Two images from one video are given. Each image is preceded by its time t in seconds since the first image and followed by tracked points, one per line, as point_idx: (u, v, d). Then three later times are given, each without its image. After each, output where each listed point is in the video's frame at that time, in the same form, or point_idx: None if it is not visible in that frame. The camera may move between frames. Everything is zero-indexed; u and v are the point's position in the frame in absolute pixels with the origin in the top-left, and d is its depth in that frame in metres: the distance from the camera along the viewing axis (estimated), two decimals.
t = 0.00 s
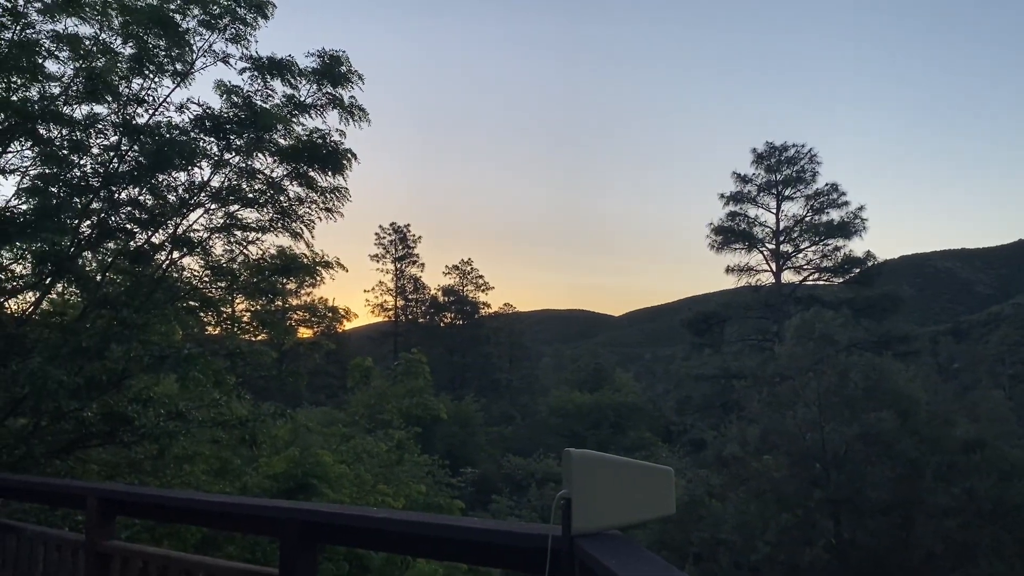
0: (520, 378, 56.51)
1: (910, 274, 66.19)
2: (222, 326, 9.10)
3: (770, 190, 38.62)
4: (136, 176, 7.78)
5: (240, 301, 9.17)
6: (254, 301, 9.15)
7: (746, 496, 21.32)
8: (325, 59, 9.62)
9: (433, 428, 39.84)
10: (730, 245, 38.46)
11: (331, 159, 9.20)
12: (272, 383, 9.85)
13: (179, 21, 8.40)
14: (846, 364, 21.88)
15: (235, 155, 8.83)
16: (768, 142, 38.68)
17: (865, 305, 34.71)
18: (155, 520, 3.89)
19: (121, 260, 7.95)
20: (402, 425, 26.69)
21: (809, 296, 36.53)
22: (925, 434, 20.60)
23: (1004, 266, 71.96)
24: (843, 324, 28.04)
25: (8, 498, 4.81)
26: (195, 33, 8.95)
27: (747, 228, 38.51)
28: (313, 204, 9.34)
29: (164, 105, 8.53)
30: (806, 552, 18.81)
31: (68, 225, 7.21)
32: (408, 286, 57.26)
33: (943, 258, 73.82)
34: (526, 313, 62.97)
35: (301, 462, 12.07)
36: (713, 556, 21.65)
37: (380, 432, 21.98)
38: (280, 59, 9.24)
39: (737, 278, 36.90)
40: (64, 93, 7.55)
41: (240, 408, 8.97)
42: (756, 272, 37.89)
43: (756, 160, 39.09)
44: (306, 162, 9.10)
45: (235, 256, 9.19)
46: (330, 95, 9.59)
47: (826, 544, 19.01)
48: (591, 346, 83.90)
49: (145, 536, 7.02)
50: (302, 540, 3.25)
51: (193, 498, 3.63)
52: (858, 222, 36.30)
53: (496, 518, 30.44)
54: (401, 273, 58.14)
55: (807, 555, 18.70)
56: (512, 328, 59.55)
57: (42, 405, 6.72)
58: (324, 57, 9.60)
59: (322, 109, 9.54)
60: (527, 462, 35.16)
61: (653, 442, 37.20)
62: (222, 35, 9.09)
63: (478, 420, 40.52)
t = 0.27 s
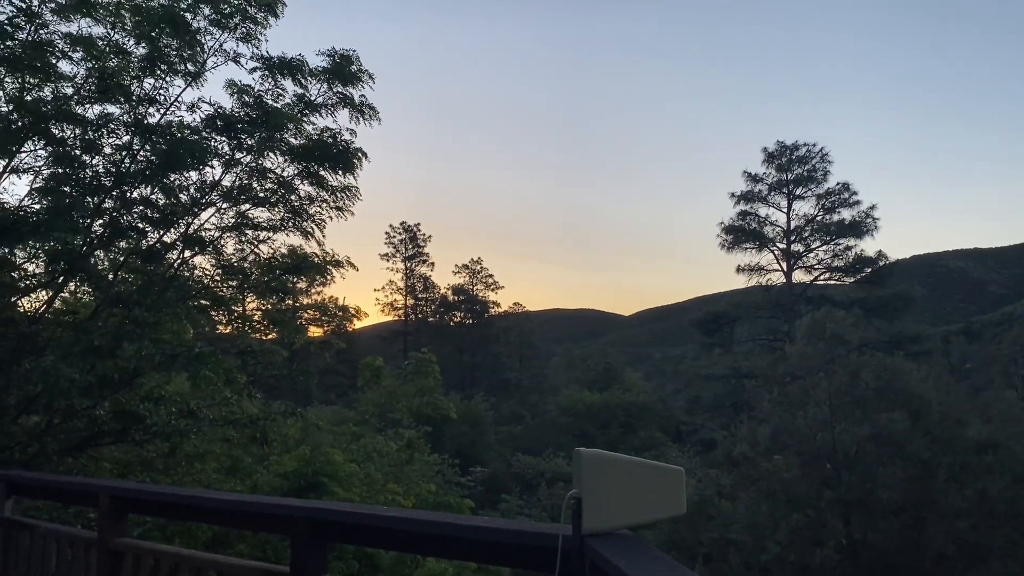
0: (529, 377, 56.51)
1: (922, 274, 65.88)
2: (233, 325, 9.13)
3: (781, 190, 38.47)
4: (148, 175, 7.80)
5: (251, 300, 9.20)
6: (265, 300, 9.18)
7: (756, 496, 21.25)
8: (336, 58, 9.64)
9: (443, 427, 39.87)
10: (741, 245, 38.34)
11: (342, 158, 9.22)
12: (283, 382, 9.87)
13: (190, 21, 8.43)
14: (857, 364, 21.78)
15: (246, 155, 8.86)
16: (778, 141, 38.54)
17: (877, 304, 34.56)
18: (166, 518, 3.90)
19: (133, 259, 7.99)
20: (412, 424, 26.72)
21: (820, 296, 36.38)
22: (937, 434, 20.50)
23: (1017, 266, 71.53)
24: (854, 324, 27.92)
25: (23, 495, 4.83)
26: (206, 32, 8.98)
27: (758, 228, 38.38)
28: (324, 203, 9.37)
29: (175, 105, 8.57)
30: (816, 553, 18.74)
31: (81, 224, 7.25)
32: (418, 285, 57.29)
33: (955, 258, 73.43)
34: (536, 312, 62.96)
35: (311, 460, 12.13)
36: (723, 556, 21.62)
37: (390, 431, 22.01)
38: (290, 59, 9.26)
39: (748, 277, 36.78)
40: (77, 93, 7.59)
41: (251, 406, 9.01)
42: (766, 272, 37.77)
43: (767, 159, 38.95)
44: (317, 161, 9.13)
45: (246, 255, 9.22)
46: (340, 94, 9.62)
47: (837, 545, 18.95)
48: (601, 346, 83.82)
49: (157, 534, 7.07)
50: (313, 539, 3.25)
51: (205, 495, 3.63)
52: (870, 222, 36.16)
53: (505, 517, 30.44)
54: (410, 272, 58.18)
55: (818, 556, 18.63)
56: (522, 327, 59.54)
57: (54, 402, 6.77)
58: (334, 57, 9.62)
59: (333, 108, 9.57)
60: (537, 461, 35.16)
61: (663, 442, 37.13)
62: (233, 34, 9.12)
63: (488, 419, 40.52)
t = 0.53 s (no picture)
0: (537, 376, 56.52)
1: (932, 274, 65.63)
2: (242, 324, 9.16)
3: (790, 188, 38.35)
4: (158, 175, 7.83)
5: (260, 298, 9.23)
6: (274, 298, 9.21)
7: (765, 496, 21.21)
8: (344, 58, 9.66)
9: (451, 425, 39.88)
10: (750, 243, 38.25)
11: (350, 157, 9.24)
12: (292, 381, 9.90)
13: (200, 20, 8.46)
14: (866, 363, 21.74)
15: (255, 154, 8.89)
16: (788, 140, 38.38)
17: (886, 304, 34.44)
18: (176, 516, 3.90)
19: (143, 258, 8.02)
20: (420, 422, 26.73)
21: (830, 295, 36.26)
22: (947, 435, 20.45)
23: None
24: (864, 323, 27.85)
25: (34, 493, 4.85)
26: (215, 31, 9.01)
27: (767, 227, 38.27)
28: (333, 202, 9.39)
29: (184, 104, 8.60)
30: (825, 553, 18.71)
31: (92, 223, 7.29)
32: (426, 284, 57.33)
33: (965, 257, 73.12)
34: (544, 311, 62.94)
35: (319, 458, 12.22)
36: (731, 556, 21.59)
37: (399, 430, 22.02)
38: (299, 58, 9.28)
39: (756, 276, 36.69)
40: (87, 92, 7.62)
41: (260, 404, 9.04)
42: (775, 271, 37.67)
43: (776, 157, 38.83)
44: (325, 160, 9.14)
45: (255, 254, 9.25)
46: (349, 93, 9.63)
47: (846, 545, 18.91)
48: (609, 345, 83.73)
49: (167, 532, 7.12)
50: (322, 537, 3.25)
51: (213, 492, 3.63)
52: (880, 221, 36.01)
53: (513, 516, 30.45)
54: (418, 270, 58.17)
55: (827, 556, 18.58)
56: (530, 326, 59.53)
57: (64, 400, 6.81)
58: (343, 56, 9.63)
59: (341, 107, 9.58)
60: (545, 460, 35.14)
61: (671, 441, 37.09)
62: (242, 34, 9.14)
63: (496, 418, 40.51)
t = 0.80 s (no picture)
0: (545, 373, 56.57)
1: (942, 272, 65.34)
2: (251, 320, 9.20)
3: (799, 186, 38.23)
4: (167, 172, 7.87)
5: (269, 295, 9.27)
6: (283, 295, 9.24)
7: (773, 494, 21.21)
8: (353, 55, 9.67)
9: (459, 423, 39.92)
10: (758, 241, 38.16)
11: (358, 154, 9.26)
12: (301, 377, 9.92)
13: (209, 18, 8.49)
14: (874, 361, 21.75)
15: (263, 151, 8.90)
16: (797, 137, 38.25)
17: (895, 302, 34.31)
18: (185, 513, 3.91)
19: (152, 255, 8.05)
20: (428, 420, 26.77)
21: (838, 293, 36.16)
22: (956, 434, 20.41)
23: None
24: (873, 322, 27.76)
25: (45, 488, 4.88)
26: (224, 29, 9.03)
27: (775, 224, 38.15)
28: (341, 199, 9.41)
29: (194, 102, 8.63)
30: (832, 551, 18.69)
31: (100, 220, 7.32)
32: (434, 282, 57.32)
33: (976, 255, 72.78)
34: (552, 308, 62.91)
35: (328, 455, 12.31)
36: (738, 554, 21.60)
37: (406, 427, 22.07)
38: (308, 56, 9.31)
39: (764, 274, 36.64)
40: (96, 90, 7.65)
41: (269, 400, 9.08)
42: (783, 269, 37.59)
43: (784, 155, 38.71)
44: (334, 158, 9.16)
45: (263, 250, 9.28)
46: (358, 91, 9.65)
47: (853, 544, 18.90)
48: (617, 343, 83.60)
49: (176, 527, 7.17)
50: (330, 533, 3.25)
51: (222, 489, 3.63)
52: (889, 219, 35.88)
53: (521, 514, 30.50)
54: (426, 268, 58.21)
55: (834, 554, 18.55)
56: (537, 324, 59.52)
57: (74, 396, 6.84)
58: (352, 53, 9.65)
59: (350, 105, 9.60)
60: (551, 458, 35.14)
61: (679, 440, 37.04)
62: (251, 31, 9.17)
63: (504, 415, 40.53)
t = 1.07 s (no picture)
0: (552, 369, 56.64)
1: (951, 268, 65.14)
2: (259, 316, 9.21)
3: (808, 182, 38.08)
4: (177, 168, 7.90)
5: (278, 291, 9.29)
6: (292, 291, 9.26)
7: (781, 491, 21.22)
8: (362, 52, 9.68)
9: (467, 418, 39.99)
10: (766, 237, 38.06)
11: (367, 150, 9.28)
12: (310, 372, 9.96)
13: (219, 15, 8.51)
14: (884, 358, 21.74)
15: (273, 147, 8.93)
16: (806, 133, 38.11)
17: (905, 299, 34.20)
18: (195, 507, 3.92)
19: (161, 250, 8.09)
20: (436, 416, 26.82)
21: (847, 289, 36.03)
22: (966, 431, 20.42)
23: None
24: (881, 318, 27.73)
25: (56, 482, 4.91)
26: (233, 25, 9.05)
27: (784, 220, 38.03)
28: (349, 195, 9.42)
29: (203, 98, 8.66)
30: (841, 548, 18.72)
31: (111, 215, 7.35)
32: (442, 277, 57.30)
33: (985, 251, 72.50)
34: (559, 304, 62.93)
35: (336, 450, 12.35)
36: (746, 551, 21.64)
37: (414, 423, 22.12)
38: (317, 52, 9.32)
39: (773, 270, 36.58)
40: (107, 86, 7.69)
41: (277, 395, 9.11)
42: (792, 265, 37.50)
43: (793, 151, 38.57)
44: (342, 154, 9.17)
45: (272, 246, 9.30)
46: (367, 88, 9.66)
47: (862, 541, 18.93)
48: (624, 338, 83.60)
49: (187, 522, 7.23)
50: (339, 527, 3.25)
51: (232, 483, 3.64)
52: (898, 215, 35.75)
53: (528, 509, 30.58)
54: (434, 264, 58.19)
55: (843, 551, 18.59)
56: (545, 319, 59.56)
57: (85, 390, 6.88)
58: (361, 50, 9.66)
59: (359, 101, 9.61)
60: (559, 454, 35.21)
61: (687, 436, 37.07)
62: (260, 28, 9.19)
63: (511, 411, 40.57)
